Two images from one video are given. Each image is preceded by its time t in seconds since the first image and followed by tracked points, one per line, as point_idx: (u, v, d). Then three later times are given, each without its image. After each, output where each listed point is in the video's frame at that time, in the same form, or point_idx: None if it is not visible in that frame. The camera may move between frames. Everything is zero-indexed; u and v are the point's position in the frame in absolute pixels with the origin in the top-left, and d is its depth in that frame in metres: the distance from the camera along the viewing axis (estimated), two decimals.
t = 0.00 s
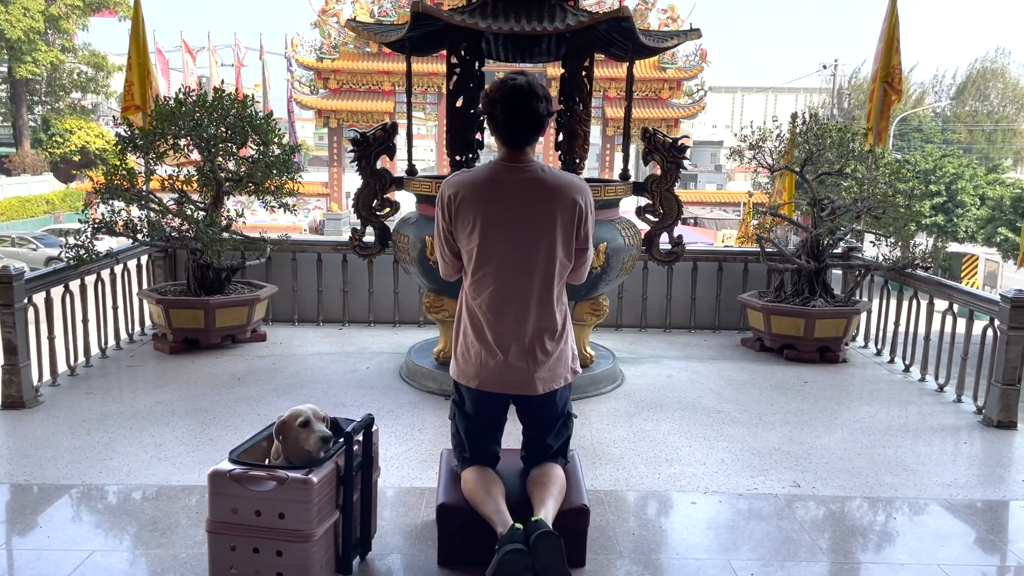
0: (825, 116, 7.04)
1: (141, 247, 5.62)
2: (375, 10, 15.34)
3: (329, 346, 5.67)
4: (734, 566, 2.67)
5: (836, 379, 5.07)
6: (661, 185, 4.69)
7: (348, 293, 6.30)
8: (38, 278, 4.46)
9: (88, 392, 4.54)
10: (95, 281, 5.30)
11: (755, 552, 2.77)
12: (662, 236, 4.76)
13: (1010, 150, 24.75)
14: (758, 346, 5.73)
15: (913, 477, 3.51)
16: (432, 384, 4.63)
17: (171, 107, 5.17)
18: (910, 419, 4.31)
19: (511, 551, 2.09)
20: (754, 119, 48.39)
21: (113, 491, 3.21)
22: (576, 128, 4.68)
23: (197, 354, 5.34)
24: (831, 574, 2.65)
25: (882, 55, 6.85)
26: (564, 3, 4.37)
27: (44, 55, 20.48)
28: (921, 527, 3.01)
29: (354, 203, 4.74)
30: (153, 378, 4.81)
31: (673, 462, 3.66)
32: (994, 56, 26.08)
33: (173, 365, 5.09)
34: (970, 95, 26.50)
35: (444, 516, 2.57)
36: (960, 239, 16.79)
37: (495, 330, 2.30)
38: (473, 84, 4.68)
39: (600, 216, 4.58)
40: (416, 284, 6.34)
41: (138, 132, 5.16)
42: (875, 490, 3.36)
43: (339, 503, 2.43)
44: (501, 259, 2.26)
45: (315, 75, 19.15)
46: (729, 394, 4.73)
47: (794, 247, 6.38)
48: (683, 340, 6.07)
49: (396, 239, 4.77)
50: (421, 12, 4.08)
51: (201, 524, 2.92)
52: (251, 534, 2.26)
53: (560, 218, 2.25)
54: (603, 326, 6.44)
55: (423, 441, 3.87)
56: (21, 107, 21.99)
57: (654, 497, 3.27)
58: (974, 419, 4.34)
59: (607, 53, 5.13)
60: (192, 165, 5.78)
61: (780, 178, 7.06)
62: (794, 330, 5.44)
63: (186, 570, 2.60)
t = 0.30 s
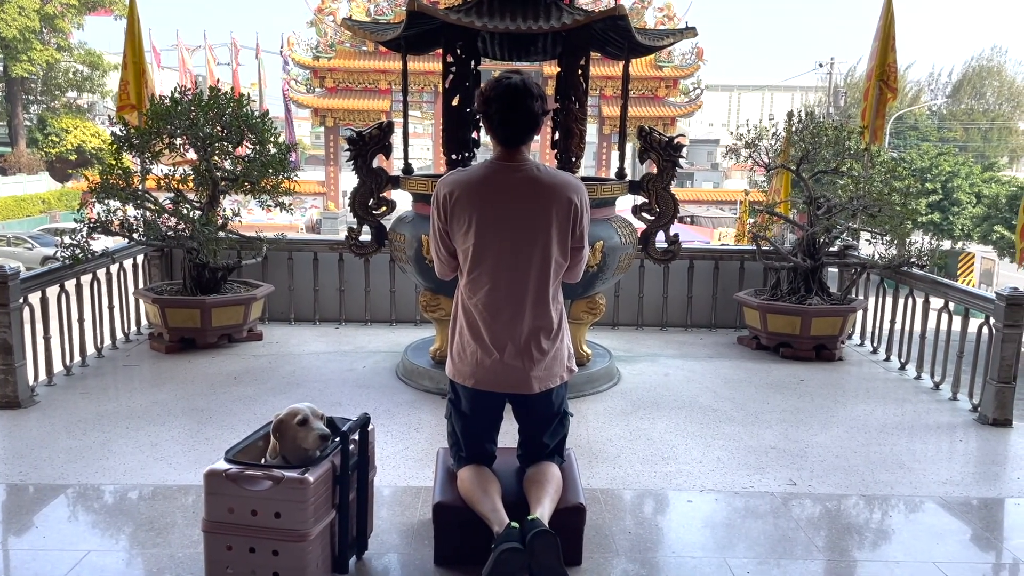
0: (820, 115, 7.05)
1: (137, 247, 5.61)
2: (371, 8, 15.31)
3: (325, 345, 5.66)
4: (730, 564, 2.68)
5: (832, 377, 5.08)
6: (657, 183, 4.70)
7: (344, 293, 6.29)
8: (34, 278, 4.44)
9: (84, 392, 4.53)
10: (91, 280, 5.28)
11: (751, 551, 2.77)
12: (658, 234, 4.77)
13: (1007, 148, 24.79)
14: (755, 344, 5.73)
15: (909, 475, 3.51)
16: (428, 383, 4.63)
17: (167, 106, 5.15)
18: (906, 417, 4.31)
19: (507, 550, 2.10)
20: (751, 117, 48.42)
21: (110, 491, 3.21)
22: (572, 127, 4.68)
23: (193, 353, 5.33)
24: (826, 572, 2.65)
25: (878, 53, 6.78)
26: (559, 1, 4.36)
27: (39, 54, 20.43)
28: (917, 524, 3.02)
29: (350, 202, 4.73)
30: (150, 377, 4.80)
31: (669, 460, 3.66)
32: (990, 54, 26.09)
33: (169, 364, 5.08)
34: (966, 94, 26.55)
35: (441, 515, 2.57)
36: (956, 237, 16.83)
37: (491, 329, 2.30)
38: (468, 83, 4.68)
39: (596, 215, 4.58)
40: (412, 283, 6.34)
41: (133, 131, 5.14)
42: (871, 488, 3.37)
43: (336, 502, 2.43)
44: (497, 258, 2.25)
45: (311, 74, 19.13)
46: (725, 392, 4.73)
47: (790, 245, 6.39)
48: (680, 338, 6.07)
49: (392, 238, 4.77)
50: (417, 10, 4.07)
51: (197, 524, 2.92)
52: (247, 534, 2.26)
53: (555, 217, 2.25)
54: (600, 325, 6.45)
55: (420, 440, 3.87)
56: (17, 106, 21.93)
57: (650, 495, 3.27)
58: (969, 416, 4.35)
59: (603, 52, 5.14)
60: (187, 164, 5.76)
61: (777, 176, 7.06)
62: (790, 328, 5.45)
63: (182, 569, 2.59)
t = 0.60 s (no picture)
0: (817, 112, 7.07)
1: (133, 246, 5.60)
2: (368, 7, 15.29)
3: (322, 343, 5.66)
4: (727, 562, 2.68)
5: (829, 375, 5.09)
6: (654, 181, 4.69)
7: (341, 291, 6.29)
8: (29, 277, 4.43)
9: (80, 391, 4.53)
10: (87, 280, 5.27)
11: (747, 548, 2.78)
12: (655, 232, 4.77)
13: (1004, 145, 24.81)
14: (751, 342, 5.74)
15: (905, 472, 3.52)
16: (425, 382, 4.62)
17: (163, 105, 5.14)
18: (903, 414, 4.32)
19: (504, 548, 2.10)
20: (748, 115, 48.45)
21: (106, 490, 3.21)
22: (569, 125, 4.66)
23: (190, 352, 5.32)
24: (822, 569, 2.65)
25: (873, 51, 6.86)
26: None
27: (35, 53, 20.38)
28: (913, 521, 3.03)
29: (346, 200, 4.72)
30: (146, 376, 4.79)
31: (666, 458, 3.67)
32: (987, 52, 26.08)
33: (166, 364, 5.08)
34: (962, 91, 26.57)
35: (437, 513, 2.57)
36: (953, 234, 16.86)
37: (487, 328, 2.30)
38: (465, 81, 4.67)
39: (592, 213, 4.58)
40: (409, 281, 6.34)
41: (129, 130, 5.11)
42: (868, 486, 3.37)
43: (332, 502, 2.42)
44: (493, 256, 2.25)
45: (308, 73, 19.10)
46: (722, 390, 4.74)
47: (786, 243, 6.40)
48: (677, 336, 6.08)
49: (388, 236, 4.76)
50: (412, 9, 4.07)
51: (194, 523, 2.92)
52: (244, 533, 2.26)
53: (551, 216, 2.25)
54: (597, 323, 6.45)
55: (417, 439, 3.87)
56: (13, 105, 21.87)
57: (647, 493, 3.27)
58: (965, 413, 4.36)
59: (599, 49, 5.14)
60: (183, 163, 5.74)
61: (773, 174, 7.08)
62: (787, 326, 5.45)
63: (179, 569, 2.59)
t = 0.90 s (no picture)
0: (814, 110, 7.06)
1: (130, 245, 5.59)
2: (365, 5, 15.27)
3: (320, 342, 5.66)
4: (723, 560, 2.68)
5: (826, 372, 5.09)
6: (651, 179, 4.68)
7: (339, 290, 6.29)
8: (26, 276, 4.42)
9: (77, 391, 4.52)
10: (84, 279, 5.27)
11: (745, 546, 2.78)
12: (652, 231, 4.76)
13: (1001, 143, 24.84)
14: (749, 340, 5.74)
15: (902, 469, 3.52)
16: (423, 380, 4.62)
17: (159, 104, 5.13)
18: (900, 412, 4.33)
19: (501, 547, 2.10)
20: (746, 113, 48.46)
21: (104, 490, 3.20)
22: (566, 123, 4.66)
23: (187, 352, 5.32)
24: (819, 566, 2.65)
25: (870, 48, 6.84)
26: None
27: (32, 52, 20.34)
28: (910, 519, 3.03)
29: (343, 199, 4.72)
30: (144, 376, 4.78)
31: (663, 456, 3.67)
32: (984, 49, 26.07)
33: (163, 363, 5.07)
34: (960, 89, 26.57)
35: (434, 512, 2.57)
36: (950, 232, 16.89)
37: (483, 326, 2.30)
38: (462, 79, 4.67)
39: (589, 211, 4.57)
40: (406, 280, 6.34)
41: (125, 129, 5.11)
42: (865, 483, 3.37)
43: (329, 500, 2.42)
44: (489, 254, 2.25)
45: (305, 71, 19.08)
46: (719, 388, 4.74)
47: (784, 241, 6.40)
48: (674, 334, 6.08)
49: (386, 235, 4.76)
50: (408, 6, 4.06)
51: (191, 522, 2.92)
52: (240, 532, 2.25)
53: (548, 214, 2.24)
54: (595, 321, 6.45)
55: (414, 438, 3.87)
56: (10, 104, 21.83)
57: (644, 491, 3.27)
58: (962, 411, 4.37)
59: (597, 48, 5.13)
60: (180, 162, 5.73)
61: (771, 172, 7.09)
62: (784, 324, 5.45)
63: (177, 568, 2.59)
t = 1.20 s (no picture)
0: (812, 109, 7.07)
1: (128, 244, 5.58)
2: (364, 4, 15.26)
3: (318, 341, 5.65)
4: (723, 558, 2.68)
5: (825, 371, 5.09)
6: (650, 178, 4.68)
7: (337, 289, 6.29)
8: (24, 276, 4.41)
9: (76, 390, 4.51)
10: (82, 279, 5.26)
11: (744, 544, 2.78)
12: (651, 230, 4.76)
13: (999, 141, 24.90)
14: (747, 339, 5.74)
15: (900, 468, 3.53)
16: (422, 379, 4.62)
17: (157, 103, 5.11)
18: (898, 410, 4.33)
19: (499, 546, 2.09)
20: (744, 111, 48.47)
21: (103, 490, 3.20)
22: (564, 122, 4.64)
23: (186, 351, 5.31)
24: (818, 565, 2.66)
25: (868, 47, 6.84)
26: None
27: (30, 52, 20.32)
28: (909, 517, 3.03)
29: (341, 199, 4.71)
30: (142, 375, 4.78)
31: (662, 455, 3.67)
32: (982, 48, 26.07)
33: (162, 362, 5.06)
34: (958, 87, 26.59)
35: (433, 511, 2.56)
36: (948, 230, 16.91)
37: (482, 325, 2.30)
38: (460, 79, 4.68)
39: (588, 210, 4.57)
40: (405, 279, 6.34)
41: (123, 129, 5.10)
42: (863, 481, 3.37)
43: (328, 500, 2.42)
44: (488, 253, 2.25)
45: (304, 70, 19.06)
46: (718, 386, 4.74)
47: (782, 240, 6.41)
48: (673, 333, 6.08)
49: (384, 234, 4.76)
50: (406, 5, 4.06)
51: (190, 522, 2.91)
52: (239, 532, 2.25)
53: (546, 213, 2.24)
54: (593, 320, 6.45)
55: (413, 437, 3.87)
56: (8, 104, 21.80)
57: (643, 490, 3.27)
58: (960, 409, 4.38)
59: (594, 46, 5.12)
60: (178, 161, 5.71)
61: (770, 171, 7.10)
62: (782, 322, 5.46)
63: (176, 568, 2.58)
